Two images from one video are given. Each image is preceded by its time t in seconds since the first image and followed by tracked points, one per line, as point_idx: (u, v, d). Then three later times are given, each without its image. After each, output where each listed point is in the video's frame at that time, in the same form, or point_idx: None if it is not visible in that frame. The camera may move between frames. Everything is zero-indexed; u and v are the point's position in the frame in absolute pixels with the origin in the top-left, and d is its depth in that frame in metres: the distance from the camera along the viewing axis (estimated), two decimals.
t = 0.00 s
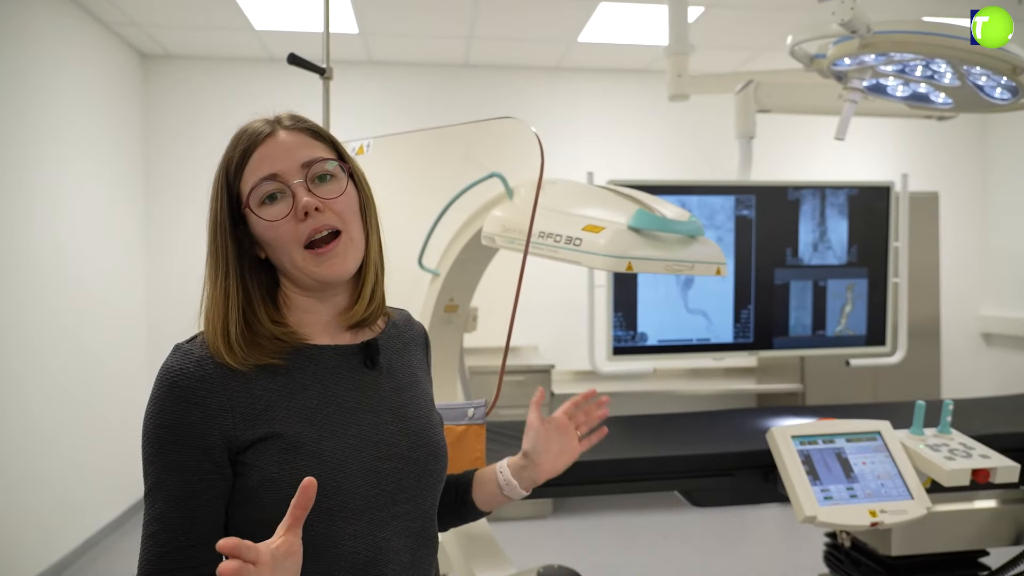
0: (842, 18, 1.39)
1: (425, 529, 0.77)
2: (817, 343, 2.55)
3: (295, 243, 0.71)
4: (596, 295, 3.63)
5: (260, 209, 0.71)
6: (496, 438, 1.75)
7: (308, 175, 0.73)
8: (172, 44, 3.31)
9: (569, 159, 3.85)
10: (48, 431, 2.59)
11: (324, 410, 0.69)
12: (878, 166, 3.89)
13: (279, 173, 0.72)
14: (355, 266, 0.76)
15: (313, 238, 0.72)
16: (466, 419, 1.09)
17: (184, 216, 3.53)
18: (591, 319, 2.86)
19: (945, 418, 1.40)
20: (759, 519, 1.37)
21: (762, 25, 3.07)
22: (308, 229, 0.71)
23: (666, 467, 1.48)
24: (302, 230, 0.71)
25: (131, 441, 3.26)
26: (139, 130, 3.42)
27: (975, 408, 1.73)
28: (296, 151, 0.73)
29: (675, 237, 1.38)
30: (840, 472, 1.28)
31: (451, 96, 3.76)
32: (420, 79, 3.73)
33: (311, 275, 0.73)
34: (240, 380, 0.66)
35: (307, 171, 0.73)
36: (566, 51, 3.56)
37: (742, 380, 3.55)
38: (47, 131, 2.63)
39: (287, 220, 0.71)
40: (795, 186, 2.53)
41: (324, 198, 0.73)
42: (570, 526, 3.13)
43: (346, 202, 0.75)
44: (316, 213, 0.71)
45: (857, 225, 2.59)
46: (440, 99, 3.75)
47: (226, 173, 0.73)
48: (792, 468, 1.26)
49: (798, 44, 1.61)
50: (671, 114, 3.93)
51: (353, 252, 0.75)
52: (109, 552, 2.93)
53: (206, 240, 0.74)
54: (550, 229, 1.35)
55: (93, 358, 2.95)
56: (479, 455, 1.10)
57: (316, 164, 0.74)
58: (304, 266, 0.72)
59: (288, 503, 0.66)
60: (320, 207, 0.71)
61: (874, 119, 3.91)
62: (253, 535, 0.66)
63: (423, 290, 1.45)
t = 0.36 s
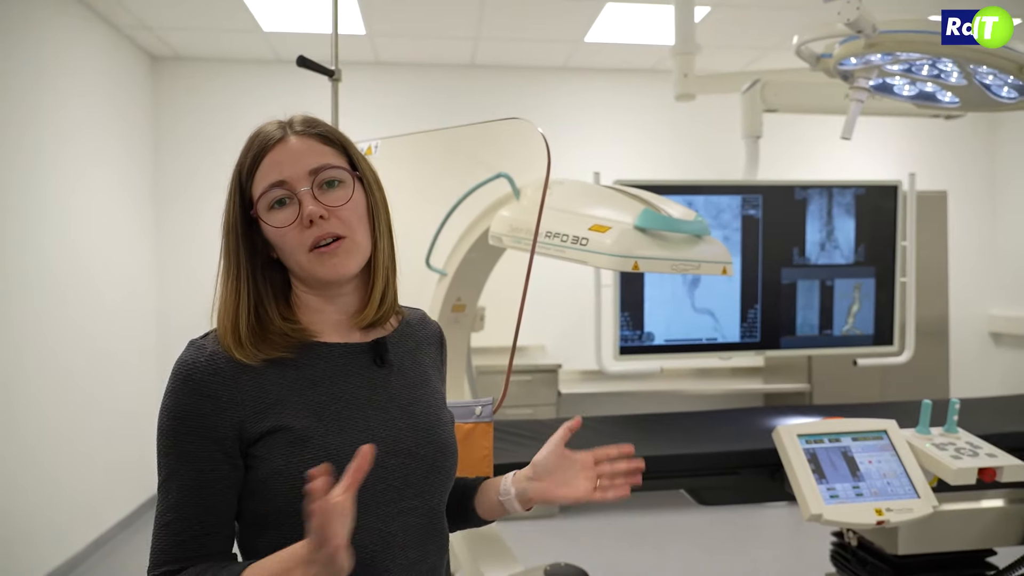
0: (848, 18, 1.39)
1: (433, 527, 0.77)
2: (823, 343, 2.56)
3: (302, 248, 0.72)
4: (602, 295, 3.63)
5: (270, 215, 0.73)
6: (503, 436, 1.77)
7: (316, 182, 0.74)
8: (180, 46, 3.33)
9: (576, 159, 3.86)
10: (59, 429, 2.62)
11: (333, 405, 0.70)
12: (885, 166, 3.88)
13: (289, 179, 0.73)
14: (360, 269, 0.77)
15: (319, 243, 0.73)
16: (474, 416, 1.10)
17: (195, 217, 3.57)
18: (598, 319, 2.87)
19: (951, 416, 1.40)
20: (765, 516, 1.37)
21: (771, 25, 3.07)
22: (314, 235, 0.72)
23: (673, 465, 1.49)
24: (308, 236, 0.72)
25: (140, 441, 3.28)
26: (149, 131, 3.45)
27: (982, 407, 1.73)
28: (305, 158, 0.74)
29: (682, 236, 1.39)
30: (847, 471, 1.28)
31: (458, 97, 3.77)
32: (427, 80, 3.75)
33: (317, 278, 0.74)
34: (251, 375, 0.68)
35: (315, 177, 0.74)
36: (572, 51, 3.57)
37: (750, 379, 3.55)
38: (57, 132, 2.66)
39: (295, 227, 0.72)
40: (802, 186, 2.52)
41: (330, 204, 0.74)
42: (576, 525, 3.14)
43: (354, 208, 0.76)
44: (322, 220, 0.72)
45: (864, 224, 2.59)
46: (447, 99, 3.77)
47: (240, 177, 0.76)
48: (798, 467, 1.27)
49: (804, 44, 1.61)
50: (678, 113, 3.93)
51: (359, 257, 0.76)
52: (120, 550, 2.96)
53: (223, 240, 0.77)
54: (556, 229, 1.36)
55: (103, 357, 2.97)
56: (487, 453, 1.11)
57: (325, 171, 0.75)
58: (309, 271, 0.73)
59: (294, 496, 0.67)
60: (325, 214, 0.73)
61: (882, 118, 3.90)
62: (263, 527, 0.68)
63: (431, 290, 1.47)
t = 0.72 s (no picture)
0: (856, 19, 1.41)
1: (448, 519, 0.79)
2: (832, 342, 2.57)
3: (313, 250, 0.75)
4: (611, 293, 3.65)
5: (285, 217, 0.76)
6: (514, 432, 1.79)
7: (327, 186, 0.77)
8: (192, 47, 3.37)
9: (584, 159, 3.88)
10: (71, 427, 2.66)
11: (353, 399, 0.73)
12: (894, 165, 3.87)
13: (301, 183, 0.76)
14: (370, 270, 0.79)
15: (330, 245, 0.76)
16: (488, 411, 1.13)
17: (206, 217, 3.61)
18: (606, 317, 2.89)
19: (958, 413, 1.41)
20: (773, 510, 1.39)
21: (780, 25, 3.08)
22: (324, 239, 0.75)
23: (681, 461, 1.51)
24: (317, 240, 0.75)
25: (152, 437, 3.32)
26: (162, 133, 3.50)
27: (990, 404, 1.74)
28: (317, 162, 0.76)
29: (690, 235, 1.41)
30: (854, 466, 1.30)
31: (467, 98, 3.80)
32: (436, 80, 3.77)
33: (329, 278, 0.77)
34: (276, 366, 0.70)
35: (326, 181, 0.77)
36: (580, 52, 3.59)
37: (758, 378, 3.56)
38: (67, 132, 2.69)
39: (306, 230, 0.75)
40: (809, 185, 2.54)
41: (341, 208, 0.76)
42: (584, 522, 3.16)
43: (364, 211, 0.78)
44: (331, 225, 0.75)
45: (871, 223, 2.60)
46: (456, 99, 3.80)
47: (260, 179, 0.79)
48: (806, 462, 1.28)
49: (812, 44, 1.62)
50: (686, 113, 3.94)
51: (369, 258, 0.79)
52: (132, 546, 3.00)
53: (246, 238, 0.80)
54: (567, 228, 1.38)
55: (116, 355, 3.02)
56: (500, 447, 1.14)
57: (336, 175, 0.77)
58: (321, 272, 0.76)
59: (316, 483, 0.69)
60: (333, 219, 0.75)
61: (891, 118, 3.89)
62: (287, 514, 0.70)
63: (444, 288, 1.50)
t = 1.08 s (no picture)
0: (844, 26, 1.46)
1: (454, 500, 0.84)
2: (827, 339, 2.63)
3: (315, 245, 0.81)
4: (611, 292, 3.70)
5: (294, 212, 0.82)
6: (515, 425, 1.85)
7: (332, 185, 0.82)
8: (200, 49, 3.43)
9: (585, 159, 3.93)
10: (80, 422, 2.72)
11: (361, 384, 0.78)
12: (892, 165, 3.92)
13: (309, 181, 0.81)
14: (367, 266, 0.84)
15: (330, 241, 0.81)
16: (490, 401, 1.19)
17: (214, 217, 3.67)
18: (607, 315, 2.94)
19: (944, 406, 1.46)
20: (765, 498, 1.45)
21: (778, 28, 3.13)
22: (325, 234, 0.80)
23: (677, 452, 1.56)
24: (318, 235, 0.80)
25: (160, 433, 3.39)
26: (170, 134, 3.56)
27: (978, 399, 1.79)
28: (325, 163, 0.81)
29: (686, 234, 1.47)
30: (841, 455, 1.35)
31: (470, 99, 3.85)
32: (440, 81, 3.83)
33: (330, 272, 0.82)
34: (289, 353, 0.76)
35: (331, 181, 0.82)
36: (582, 54, 3.64)
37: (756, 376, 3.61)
38: (76, 135, 2.74)
39: (309, 225, 0.80)
40: (806, 185, 2.60)
41: (343, 207, 0.81)
42: (585, 517, 3.21)
43: (365, 211, 0.83)
44: (331, 221, 0.80)
45: (867, 223, 2.65)
46: (459, 100, 3.85)
47: (279, 175, 0.85)
48: (796, 452, 1.33)
49: (806, 49, 1.67)
50: (686, 114, 3.99)
51: (365, 256, 0.83)
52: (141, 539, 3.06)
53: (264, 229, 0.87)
54: (566, 227, 1.43)
55: (125, 352, 3.08)
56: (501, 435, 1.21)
57: (342, 176, 0.82)
58: (323, 264, 0.82)
59: (328, 463, 0.75)
60: (333, 216, 0.80)
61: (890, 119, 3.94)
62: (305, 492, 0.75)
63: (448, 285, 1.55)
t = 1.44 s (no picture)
0: (824, 33, 1.52)
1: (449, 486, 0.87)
2: (813, 338, 2.67)
3: (322, 230, 0.83)
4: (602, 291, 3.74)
5: (303, 196, 0.84)
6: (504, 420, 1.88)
7: (347, 177, 0.85)
8: (194, 50, 3.45)
9: (576, 160, 3.98)
10: (75, 421, 2.73)
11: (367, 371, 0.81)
12: (879, 166, 3.98)
13: (325, 168, 0.84)
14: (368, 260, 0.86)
15: (338, 229, 0.83)
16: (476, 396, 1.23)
17: (208, 216, 3.70)
18: (597, 314, 2.99)
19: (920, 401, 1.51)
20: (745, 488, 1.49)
21: (766, 31, 3.18)
22: (333, 221, 0.82)
23: (661, 445, 1.60)
24: (327, 220, 0.82)
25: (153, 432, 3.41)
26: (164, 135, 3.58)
27: (954, 394, 1.84)
28: (344, 155, 0.85)
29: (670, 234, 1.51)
30: (819, 448, 1.40)
31: (463, 100, 3.89)
32: (433, 82, 3.86)
33: (332, 259, 0.84)
34: (301, 336, 0.78)
35: (347, 173, 0.85)
36: (573, 55, 3.68)
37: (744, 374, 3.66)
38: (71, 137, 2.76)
39: (319, 209, 0.83)
40: (791, 186, 2.64)
41: (355, 198, 0.84)
42: (575, 513, 3.25)
43: (374, 207, 0.86)
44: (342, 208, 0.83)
45: (852, 224, 2.70)
46: (452, 101, 3.89)
47: (291, 162, 0.88)
48: (776, 445, 1.37)
49: (788, 54, 1.72)
50: (677, 115, 4.04)
51: (370, 249, 0.86)
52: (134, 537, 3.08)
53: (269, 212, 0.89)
54: (554, 226, 1.47)
55: (119, 352, 3.10)
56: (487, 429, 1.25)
57: (358, 169, 0.85)
58: (325, 250, 0.83)
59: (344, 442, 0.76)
60: (345, 203, 0.83)
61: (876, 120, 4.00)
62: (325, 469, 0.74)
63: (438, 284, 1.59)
